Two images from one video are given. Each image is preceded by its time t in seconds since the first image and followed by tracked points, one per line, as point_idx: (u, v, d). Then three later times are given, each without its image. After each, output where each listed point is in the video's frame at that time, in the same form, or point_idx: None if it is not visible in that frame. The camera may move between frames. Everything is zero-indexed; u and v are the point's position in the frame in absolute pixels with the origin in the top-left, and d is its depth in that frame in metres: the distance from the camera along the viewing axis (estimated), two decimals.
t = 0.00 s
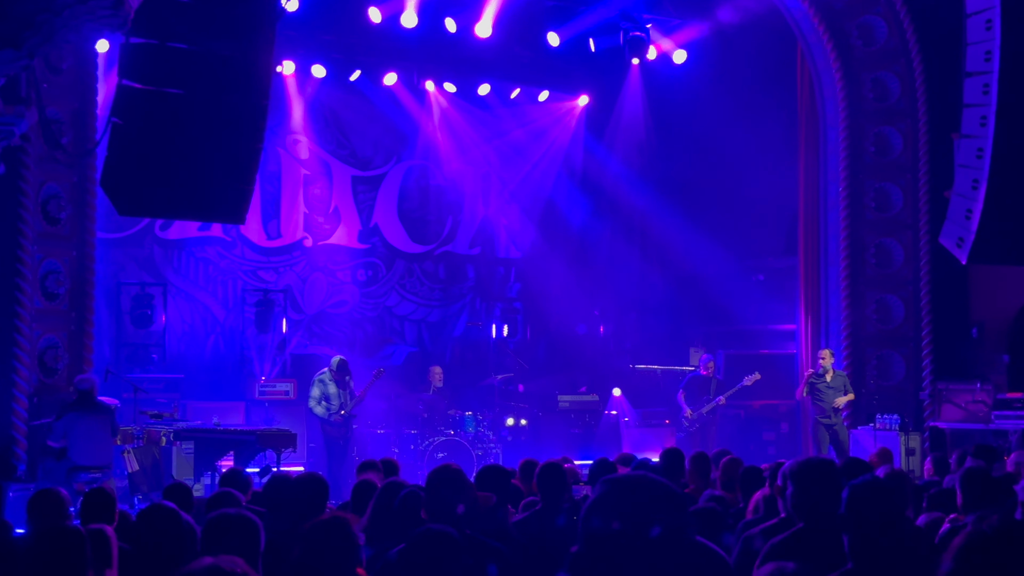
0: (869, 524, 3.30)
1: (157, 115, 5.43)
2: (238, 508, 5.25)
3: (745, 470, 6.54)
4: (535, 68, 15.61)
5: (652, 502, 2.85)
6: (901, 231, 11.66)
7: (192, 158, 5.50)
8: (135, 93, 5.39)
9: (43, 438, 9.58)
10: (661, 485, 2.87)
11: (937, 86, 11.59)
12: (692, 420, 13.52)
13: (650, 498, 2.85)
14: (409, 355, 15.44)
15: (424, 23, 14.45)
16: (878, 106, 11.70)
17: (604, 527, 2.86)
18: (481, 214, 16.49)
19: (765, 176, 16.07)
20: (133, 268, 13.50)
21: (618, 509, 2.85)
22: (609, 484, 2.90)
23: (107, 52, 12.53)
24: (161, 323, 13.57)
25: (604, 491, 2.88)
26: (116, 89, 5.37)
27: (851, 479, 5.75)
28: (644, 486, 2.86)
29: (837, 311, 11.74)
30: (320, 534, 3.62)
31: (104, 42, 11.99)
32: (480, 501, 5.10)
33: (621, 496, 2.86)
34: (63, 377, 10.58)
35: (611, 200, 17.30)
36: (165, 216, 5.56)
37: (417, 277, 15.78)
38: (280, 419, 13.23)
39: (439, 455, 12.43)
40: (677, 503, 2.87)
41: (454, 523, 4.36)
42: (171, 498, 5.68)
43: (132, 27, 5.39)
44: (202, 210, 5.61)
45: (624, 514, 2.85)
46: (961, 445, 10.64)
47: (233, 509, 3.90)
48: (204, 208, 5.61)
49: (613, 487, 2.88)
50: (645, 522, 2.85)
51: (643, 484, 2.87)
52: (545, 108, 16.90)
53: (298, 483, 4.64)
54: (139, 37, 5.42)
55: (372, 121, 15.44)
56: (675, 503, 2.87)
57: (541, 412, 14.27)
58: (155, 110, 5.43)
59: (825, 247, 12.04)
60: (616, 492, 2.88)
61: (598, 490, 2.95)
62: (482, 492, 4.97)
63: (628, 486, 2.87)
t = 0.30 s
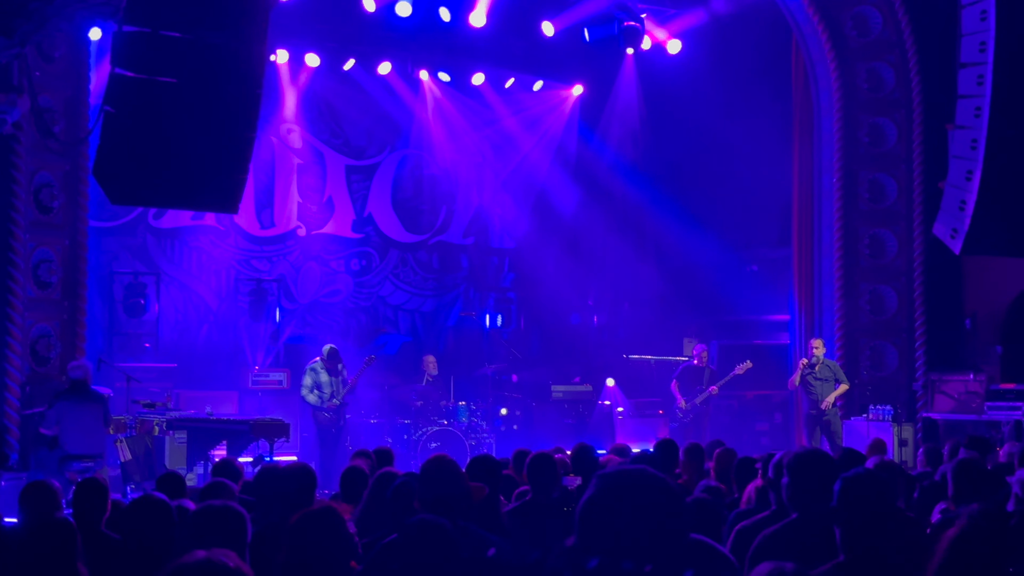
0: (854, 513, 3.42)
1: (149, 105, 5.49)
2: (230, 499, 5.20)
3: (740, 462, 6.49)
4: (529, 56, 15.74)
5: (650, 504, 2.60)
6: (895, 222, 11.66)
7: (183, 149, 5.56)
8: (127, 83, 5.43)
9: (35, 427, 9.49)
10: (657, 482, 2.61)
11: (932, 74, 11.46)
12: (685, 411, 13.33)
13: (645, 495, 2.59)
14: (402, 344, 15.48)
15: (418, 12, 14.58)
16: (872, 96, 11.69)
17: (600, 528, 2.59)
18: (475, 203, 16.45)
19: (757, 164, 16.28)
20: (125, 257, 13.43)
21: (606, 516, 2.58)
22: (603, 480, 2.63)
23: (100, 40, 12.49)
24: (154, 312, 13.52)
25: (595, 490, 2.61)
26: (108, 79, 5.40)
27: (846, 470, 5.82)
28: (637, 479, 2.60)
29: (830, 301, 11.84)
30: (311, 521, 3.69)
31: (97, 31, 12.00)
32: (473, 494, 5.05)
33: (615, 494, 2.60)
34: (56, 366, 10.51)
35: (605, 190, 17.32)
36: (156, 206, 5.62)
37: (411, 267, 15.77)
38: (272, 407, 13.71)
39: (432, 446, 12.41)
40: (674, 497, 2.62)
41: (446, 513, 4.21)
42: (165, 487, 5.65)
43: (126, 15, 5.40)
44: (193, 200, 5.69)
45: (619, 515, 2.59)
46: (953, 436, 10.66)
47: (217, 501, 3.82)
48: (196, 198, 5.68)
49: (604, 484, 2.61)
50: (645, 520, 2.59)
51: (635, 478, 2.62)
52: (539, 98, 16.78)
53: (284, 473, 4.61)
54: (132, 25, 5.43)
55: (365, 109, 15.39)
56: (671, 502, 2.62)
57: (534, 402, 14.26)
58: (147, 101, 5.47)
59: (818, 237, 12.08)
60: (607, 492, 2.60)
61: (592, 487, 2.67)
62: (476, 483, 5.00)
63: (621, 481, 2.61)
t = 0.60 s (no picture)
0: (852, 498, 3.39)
1: (145, 94, 5.80)
2: (227, 492, 5.21)
3: (738, 453, 6.54)
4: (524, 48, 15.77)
5: (648, 498, 2.69)
6: (892, 215, 11.65)
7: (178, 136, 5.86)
8: (125, 71, 5.76)
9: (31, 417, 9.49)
10: (652, 474, 2.72)
11: (929, 67, 11.53)
12: (681, 404, 13.42)
13: (642, 486, 2.70)
14: (399, 336, 15.50)
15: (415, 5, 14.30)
16: (870, 89, 11.66)
17: (596, 518, 2.71)
18: (473, 193, 16.39)
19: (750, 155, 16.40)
20: (122, 248, 13.42)
21: (604, 507, 2.69)
22: (602, 474, 2.76)
23: (96, 31, 12.44)
24: (150, 304, 13.52)
25: (593, 481, 2.74)
26: (105, 68, 5.72)
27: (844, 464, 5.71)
28: (636, 471, 2.72)
29: (826, 294, 11.81)
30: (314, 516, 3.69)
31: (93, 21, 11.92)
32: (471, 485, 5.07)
33: (611, 485, 2.72)
34: (52, 357, 10.52)
35: (602, 182, 17.32)
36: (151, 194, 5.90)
37: (408, 259, 15.75)
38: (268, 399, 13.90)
39: (429, 436, 12.46)
40: (672, 492, 2.71)
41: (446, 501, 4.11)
42: (160, 478, 5.62)
43: (122, 7, 5.74)
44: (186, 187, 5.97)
45: (617, 507, 2.69)
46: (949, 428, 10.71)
47: (216, 492, 3.74)
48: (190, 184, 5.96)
49: (603, 477, 2.74)
50: (639, 512, 2.69)
51: (633, 473, 2.73)
52: (536, 89, 16.64)
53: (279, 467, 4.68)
54: (129, 17, 5.77)
55: (362, 101, 15.42)
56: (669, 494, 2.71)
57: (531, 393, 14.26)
58: (143, 89, 5.79)
59: (816, 229, 12.11)
60: (605, 485, 2.73)
61: (592, 480, 2.79)
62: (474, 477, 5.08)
63: (620, 471, 2.74)
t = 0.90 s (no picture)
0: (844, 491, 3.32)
1: (139, 85, 5.51)
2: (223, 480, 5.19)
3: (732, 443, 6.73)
4: (522, 36, 15.66)
5: (650, 494, 2.40)
6: (888, 205, 11.64)
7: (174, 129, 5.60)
8: (119, 61, 5.48)
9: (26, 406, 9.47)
10: (654, 464, 2.43)
11: (925, 58, 11.52)
12: (676, 393, 13.95)
13: (645, 481, 2.41)
14: (395, 326, 15.49)
15: None
16: (866, 79, 11.64)
17: (592, 514, 2.40)
18: (468, 183, 16.47)
19: (747, 144, 16.15)
20: (117, 238, 13.41)
21: (600, 502, 2.39)
22: (600, 464, 2.46)
23: (91, 19, 12.38)
24: (145, 293, 13.51)
25: (591, 472, 2.43)
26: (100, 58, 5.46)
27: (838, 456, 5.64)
28: (636, 465, 2.41)
29: (822, 285, 11.81)
30: (303, 506, 3.41)
31: (88, 9, 11.91)
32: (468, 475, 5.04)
33: (612, 479, 2.41)
34: (47, 346, 10.51)
35: (597, 174, 17.25)
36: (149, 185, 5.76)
37: (404, 249, 15.79)
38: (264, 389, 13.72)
39: (425, 427, 12.34)
40: (674, 490, 2.43)
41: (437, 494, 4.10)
42: (156, 469, 5.63)
43: None
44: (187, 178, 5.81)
45: (616, 506, 2.39)
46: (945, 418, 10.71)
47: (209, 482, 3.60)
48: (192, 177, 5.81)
49: (604, 467, 2.43)
50: (642, 511, 2.39)
51: (634, 466, 2.43)
52: (531, 78, 16.73)
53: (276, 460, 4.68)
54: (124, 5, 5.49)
55: (357, 92, 15.41)
56: (670, 490, 2.42)
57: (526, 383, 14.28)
58: (137, 79, 5.51)
59: (811, 218, 12.12)
60: (607, 475, 2.42)
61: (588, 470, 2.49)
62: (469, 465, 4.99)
63: (617, 464, 2.43)
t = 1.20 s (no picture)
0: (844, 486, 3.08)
1: (133, 73, 6.06)
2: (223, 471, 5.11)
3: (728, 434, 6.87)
4: (515, 23, 15.94)
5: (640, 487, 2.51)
6: (883, 195, 11.66)
7: (165, 117, 6.18)
8: (113, 50, 5.99)
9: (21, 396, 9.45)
10: (645, 458, 2.52)
11: (921, 46, 11.41)
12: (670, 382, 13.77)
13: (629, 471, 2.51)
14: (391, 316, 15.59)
15: None
16: (861, 69, 11.66)
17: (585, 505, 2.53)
18: (464, 173, 16.45)
19: (744, 134, 16.14)
20: (111, 228, 13.43)
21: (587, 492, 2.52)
22: (589, 454, 2.57)
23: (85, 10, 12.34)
24: (140, 284, 13.53)
25: (581, 462, 2.55)
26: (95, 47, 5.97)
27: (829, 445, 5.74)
28: (627, 459, 2.52)
29: (817, 275, 11.84)
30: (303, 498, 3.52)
31: None
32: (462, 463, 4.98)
33: (599, 470, 2.53)
34: (42, 336, 10.50)
35: (592, 165, 17.27)
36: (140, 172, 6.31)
37: (399, 239, 15.81)
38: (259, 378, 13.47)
39: (420, 417, 12.45)
40: (666, 487, 2.53)
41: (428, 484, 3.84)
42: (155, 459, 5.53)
43: None
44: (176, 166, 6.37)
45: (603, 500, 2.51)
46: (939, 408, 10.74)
47: (208, 471, 3.50)
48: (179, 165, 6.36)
49: (595, 458, 2.55)
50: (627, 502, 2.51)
51: (627, 457, 2.53)
52: (526, 68, 16.70)
53: (270, 451, 4.57)
54: None
55: (352, 83, 15.41)
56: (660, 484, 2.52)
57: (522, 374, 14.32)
58: (131, 67, 6.04)
59: (806, 209, 12.12)
60: (597, 466, 2.54)
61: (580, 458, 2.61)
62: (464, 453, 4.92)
63: (607, 455, 2.54)
